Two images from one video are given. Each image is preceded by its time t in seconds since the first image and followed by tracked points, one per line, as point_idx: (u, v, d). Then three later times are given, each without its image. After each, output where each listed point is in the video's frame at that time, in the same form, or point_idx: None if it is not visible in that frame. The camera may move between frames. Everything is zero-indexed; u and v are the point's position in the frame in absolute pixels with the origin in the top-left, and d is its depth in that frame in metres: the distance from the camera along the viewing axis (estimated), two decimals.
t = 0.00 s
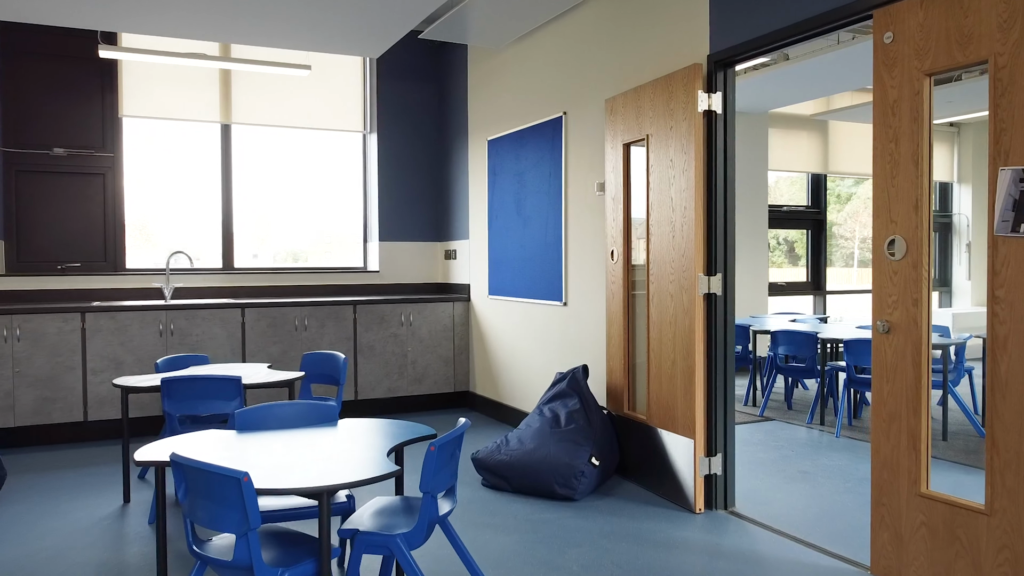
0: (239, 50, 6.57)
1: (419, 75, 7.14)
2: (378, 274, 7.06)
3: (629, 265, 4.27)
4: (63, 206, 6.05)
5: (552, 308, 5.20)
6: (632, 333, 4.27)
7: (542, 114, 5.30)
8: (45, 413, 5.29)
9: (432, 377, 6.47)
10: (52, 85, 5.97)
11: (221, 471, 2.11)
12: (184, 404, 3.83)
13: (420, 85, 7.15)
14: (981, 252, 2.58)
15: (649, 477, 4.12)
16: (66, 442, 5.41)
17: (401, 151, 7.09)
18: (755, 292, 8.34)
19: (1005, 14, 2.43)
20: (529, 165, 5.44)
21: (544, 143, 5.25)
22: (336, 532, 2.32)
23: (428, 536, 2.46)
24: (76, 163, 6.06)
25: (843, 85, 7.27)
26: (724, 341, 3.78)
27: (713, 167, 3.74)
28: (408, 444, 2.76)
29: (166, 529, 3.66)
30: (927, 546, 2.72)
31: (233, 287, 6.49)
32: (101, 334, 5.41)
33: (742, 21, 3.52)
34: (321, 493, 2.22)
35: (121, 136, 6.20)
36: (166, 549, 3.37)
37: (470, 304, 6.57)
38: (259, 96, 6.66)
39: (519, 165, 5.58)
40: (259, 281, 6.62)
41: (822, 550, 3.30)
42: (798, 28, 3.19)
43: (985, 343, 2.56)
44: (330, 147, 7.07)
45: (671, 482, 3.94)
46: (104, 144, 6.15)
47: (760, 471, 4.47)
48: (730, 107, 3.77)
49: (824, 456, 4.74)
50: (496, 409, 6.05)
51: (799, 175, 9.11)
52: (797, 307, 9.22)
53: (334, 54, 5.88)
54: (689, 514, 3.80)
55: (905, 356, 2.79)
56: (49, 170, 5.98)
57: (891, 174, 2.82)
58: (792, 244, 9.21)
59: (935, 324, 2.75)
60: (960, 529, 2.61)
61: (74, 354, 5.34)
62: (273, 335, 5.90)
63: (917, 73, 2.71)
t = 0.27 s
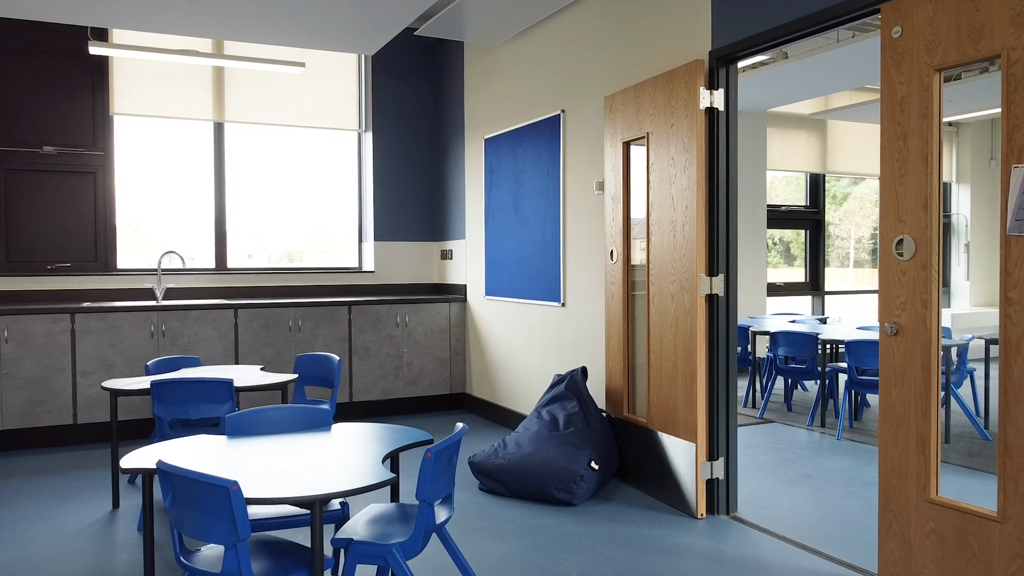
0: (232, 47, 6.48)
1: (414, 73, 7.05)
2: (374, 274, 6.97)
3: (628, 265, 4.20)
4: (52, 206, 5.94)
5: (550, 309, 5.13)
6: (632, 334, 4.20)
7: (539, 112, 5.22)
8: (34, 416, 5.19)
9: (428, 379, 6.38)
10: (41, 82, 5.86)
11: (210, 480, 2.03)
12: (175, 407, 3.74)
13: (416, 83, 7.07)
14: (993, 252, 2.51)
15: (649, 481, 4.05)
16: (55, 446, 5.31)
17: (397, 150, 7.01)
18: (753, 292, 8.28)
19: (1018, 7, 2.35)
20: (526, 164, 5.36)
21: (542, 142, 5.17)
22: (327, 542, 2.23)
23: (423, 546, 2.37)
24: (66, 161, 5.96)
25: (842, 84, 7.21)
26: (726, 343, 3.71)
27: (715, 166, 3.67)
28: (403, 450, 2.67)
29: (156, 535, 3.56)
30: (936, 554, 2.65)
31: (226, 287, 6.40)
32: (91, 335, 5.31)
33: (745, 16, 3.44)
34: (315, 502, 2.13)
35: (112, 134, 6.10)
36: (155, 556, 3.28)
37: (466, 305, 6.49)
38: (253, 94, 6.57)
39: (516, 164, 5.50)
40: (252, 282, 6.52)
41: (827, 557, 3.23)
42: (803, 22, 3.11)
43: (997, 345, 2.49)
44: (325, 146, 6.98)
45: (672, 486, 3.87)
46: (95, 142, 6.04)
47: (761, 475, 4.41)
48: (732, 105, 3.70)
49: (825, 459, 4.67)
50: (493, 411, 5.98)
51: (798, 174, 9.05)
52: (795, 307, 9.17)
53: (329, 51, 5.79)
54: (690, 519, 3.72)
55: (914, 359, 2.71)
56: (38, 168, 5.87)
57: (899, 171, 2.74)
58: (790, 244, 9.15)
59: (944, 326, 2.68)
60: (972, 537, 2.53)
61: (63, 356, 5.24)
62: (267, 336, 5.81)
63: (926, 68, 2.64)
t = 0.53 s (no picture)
0: (225, 44, 6.38)
1: (409, 71, 6.97)
2: (368, 274, 6.88)
3: (628, 265, 4.12)
4: (40, 205, 5.83)
5: (547, 310, 5.05)
6: (631, 335, 4.12)
7: (537, 110, 5.14)
8: (20, 419, 5.09)
9: (423, 380, 6.29)
10: (29, 78, 5.76)
11: (197, 490, 1.94)
12: (163, 412, 3.64)
13: (411, 81, 6.97)
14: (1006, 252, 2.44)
15: (649, 486, 3.98)
16: (43, 449, 5.21)
17: (392, 149, 6.92)
18: (751, 292, 8.22)
19: None
20: (523, 162, 5.28)
21: (539, 140, 5.09)
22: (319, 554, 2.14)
23: (419, 557, 2.28)
24: (54, 160, 5.85)
25: (841, 83, 7.15)
26: (728, 345, 3.64)
27: (717, 164, 3.60)
28: (398, 457, 2.58)
29: (143, 543, 3.47)
30: (947, 563, 2.57)
31: (218, 288, 6.30)
32: (79, 336, 5.21)
33: (747, 11, 3.36)
34: (306, 513, 2.04)
35: (102, 132, 6.00)
36: (143, 565, 3.19)
37: (462, 306, 6.41)
38: (245, 92, 6.47)
39: (513, 163, 5.42)
40: (245, 282, 6.42)
41: (833, 564, 3.16)
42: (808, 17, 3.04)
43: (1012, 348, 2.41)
44: (319, 145, 6.89)
45: (673, 491, 3.79)
46: (84, 140, 5.94)
47: (762, 479, 4.33)
48: (734, 101, 3.62)
49: (827, 463, 4.60)
50: (489, 413, 5.89)
51: (796, 174, 8.99)
52: (793, 308, 9.11)
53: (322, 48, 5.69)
54: (691, 525, 3.64)
55: (924, 363, 2.64)
56: (26, 167, 5.76)
57: (909, 168, 2.67)
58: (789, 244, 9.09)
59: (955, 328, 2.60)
60: (984, 546, 2.46)
61: (51, 358, 5.14)
62: (259, 338, 5.72)
63: (938, 63, 2.57)
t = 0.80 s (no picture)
0: (215, 40, 6.28)
1: (403, 69, 6.88)
2: (361, 275, 6.79)
3: (626, 265, 4.05)
4: (26, 203, 5.72)
5: (543, 312, 4.97)
6: (629, 337, 4.05)
7: (532, 108, 5.07)
8: (5, 422, 4.98)
9: (417, 382, 6.21)
10: (15, 74, 5.64)
11: (181, 500, 1.85)
12: (150, 415, 3.55)
13: (404, 79, 6.89)
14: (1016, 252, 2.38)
15: (647, 490, 3.91)
16: (28, 453, 5.10)
17: (385, 148, 6.83)
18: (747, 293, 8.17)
19: None
20: (519, 161, 5.20)
21: (535, 138, 5.01)
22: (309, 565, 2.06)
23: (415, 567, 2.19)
24: (41, 158, 5.73)
25: (838, 82, 7.10)
26: (728, 346, 3.57)
27: (717, 162, 3.53)
28: (392, 463, 2.50)
29: (129, 551, 3.38)
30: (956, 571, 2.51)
31: (208, 288, 6.20)
32: (66, 338, 5.10)
33: (748, 7, 3.30)
34: (296, 523, 1.96)
35: (90, 129, 5.88)
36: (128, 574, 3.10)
37: (456, 307, 6.32)
38: (236, 90, 6.37)
39: (508, 162, 5.34)
40: (235, 283, 6.32)
41: (836, 571, 3.10)
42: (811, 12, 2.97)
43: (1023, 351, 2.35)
44: (311, 143, 6.79)
45: (672, 495, 3.72)
46: (71, 138, 5.83)
47: (761, 482, 4.27)
48: (735, 99, 3.56)
49: (826, 466, 4.55)
50: (484, 415, 5.82)
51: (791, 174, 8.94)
52: (788, 308, 9.07)
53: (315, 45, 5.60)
54: (691, 530, 3.58)
55: (931, 365, 2.58)
56: (11, 165, 5.64)
57: (916, 166, 2.61)
58: (785, 244, 9.04)
59: (963, 330, 2.54)
60: (994, 554, 2.40)
61: (36, 360, 5.03)
62: (250, 339, 5.62)
63: (946, 58, 2.50)
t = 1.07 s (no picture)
0: (203, 36, 6.16)
1: (394, 66, 6.78)
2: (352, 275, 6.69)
3: (622, 265, 3.98)
4: (8, 203, 5.59)
5: (537, 313, 4.89)
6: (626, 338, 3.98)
7: (526, 106, 4.99)
8: None
9: (408, 384, 6.11)
10: None
11: (162, 514, 1.76)
12: (134, 419, 3.44)
13: (396, 76, 6.79)
14: None
15: (644, 495, 3.83)
16: (10, 458, 4.98)
17: (376, 146, 6.73)
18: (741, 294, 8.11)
19: None
20: (512, 160, 5.12)
21: (529, 137, 4.93)
22: None
23: None
24: (24, 156, 5.61)
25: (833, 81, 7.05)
26: (727, 348, 3.50)
27: (717, 161, 3.46)
28: (384, 472, 2.41)
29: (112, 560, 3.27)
30: None
31: (195, 289, 6.09)
32: (49, 340, 4.99)
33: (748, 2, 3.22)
34: (284, 537, 1.87)
35: (74, 127, 5.76)
36: None
37: (448, 308, 6.23)
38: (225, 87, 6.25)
39: (501, 161, 5.26)
40: (223, 283, 6.21)
41: None
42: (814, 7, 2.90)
43: None
44: (301, 142, 6.69)
45: (669, 500, 3.65)
46: (56, 135, 5.70)
47: (759, 486, 4.20)
48: (734, 96, 3.49)
49: (825, 469, 4.48)
50: (476, 418, 5.73)
51: (785, 173, 8.90)
52: (782, 309, 9.03)
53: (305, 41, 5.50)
54: (689, 536, 3.50)
55: (938, 369, 2.52)
56: None
57: (923, 165, 2.54)
58: (779, 244, 8.99)
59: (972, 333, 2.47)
60: (1004, 563, 2.33)
61: (19, 362, 4.91)
62: (238, 341, 5.51)
63: (954, 54, 2.44)
